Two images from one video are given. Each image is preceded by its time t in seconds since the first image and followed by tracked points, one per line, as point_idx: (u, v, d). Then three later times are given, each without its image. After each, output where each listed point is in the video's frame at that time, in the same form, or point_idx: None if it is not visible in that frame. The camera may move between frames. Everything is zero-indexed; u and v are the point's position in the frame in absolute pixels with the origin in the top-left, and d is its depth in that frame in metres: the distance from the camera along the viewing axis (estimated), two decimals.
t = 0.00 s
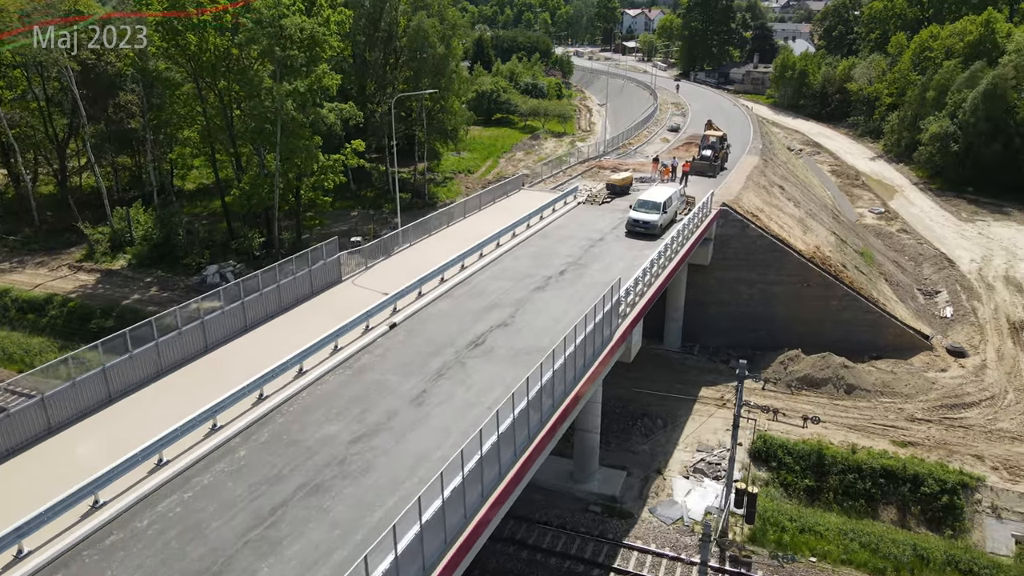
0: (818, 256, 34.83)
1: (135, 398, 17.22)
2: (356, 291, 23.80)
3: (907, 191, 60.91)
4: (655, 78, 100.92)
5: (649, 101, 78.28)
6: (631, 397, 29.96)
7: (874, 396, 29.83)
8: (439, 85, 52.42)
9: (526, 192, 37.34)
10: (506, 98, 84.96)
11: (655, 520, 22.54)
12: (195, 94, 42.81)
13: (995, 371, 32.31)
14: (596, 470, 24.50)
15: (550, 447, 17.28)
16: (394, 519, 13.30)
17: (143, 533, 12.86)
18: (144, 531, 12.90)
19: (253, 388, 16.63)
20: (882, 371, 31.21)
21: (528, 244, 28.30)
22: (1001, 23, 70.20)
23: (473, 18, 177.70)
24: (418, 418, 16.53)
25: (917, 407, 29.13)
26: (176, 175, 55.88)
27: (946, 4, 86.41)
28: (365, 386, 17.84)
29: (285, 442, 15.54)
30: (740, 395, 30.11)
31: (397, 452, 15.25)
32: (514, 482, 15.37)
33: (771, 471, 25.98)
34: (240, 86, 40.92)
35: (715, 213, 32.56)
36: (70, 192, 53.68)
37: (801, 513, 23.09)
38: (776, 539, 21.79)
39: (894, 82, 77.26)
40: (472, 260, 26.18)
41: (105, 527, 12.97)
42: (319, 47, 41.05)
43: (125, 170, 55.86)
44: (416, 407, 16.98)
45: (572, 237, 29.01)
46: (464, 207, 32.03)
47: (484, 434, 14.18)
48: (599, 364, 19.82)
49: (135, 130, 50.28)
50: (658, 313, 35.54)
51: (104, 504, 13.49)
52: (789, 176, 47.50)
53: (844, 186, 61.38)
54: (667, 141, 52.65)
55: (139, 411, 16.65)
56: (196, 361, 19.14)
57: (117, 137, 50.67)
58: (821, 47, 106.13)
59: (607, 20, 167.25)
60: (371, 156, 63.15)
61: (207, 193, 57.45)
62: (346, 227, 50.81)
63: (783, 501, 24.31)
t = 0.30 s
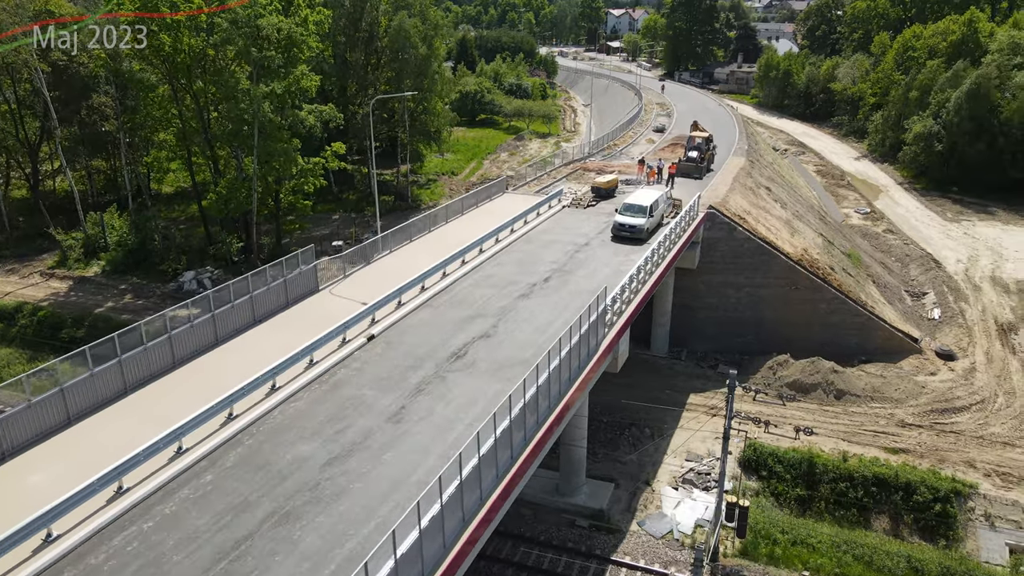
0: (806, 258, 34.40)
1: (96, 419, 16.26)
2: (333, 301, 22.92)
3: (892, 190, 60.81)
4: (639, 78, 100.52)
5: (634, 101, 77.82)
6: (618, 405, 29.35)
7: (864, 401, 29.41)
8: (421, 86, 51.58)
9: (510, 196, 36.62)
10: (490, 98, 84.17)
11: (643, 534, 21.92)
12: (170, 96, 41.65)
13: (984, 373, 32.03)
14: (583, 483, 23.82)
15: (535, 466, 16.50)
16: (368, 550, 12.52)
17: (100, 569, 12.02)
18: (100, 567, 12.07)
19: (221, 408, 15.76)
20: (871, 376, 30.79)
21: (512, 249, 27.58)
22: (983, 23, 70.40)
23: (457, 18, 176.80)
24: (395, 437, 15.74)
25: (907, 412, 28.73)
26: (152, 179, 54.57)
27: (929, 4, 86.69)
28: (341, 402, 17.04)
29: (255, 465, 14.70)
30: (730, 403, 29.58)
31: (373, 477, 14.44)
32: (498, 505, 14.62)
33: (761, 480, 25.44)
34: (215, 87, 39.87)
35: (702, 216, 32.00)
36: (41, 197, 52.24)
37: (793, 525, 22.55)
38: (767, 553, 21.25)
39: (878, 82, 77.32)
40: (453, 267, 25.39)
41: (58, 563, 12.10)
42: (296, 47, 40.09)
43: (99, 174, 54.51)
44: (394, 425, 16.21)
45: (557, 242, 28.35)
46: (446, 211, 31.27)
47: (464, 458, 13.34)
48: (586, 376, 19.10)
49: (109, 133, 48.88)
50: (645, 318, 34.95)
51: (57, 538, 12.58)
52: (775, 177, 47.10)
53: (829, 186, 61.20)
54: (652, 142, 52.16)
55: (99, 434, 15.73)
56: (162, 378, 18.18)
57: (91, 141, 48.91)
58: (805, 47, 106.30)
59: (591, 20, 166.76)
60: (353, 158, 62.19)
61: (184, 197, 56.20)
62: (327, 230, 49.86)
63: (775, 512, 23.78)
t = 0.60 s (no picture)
0: (797, 262, 33.90)
1: (58, 442, 15.35)
2: (312, 312, 22.09)
3: (880, 191, 60.63)
4: (626, 78, 100.05)
5: (621, 101, 77.31)
6: (607, 414, 28.73)
7: (856, 407, 28.93)
8: (405, 87, 50.72)
9: (496, 199, 35.91)
10: (476, 99, 83.40)
11: (634, 550, 21.26)
12: (147, 99, 40.54)
13: (977, 377, 31.64)
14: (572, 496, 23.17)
15: (521, 487, 15.67)
16: None
17: None
18: None
19: (190, 429, 14.87)
20: (864, 381, 30.30)
21: (498, 256, 26.88)
22: (968, 23, 70.45)
23: (443, 18, 175.90)
24: (375, 458, 15.00)
25: (901, 419, 28.28)
26: (130, 183, 53.37)
27: (914, 4, 86.85)
28: (318, 421, 16.26)
29: (225, 491, 13.88)
30: (721, 410, 29.01)
31: (350, 502, 13.67)
32: (483, 531, 13.87)
33: (754, 491, 24.85)
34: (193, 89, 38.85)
35: (691, 220, 31.43)
36: (15, 202, 50.93)
37: (787, 537, 21.97)
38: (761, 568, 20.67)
39: (864, 82, 77.34)
40: (437, 275, 24.64)
41: None
42: (276, 48, 39.20)
43: (76, 177, 53.23)
44: (373, 445, 15.42)
45: (544, 248, 27.64)
46: (430, 217, 30.51)
47: (444, 484, 12.51)
48: (575, 389, 18.42)
49: (84, 136, 47.58)
50: (634, 323, 34.35)
51: None
52: (763, 178, 46.61)
53: (817, 186, 60.92)
54: (639, 143, 51.65)
55: (60, 459, 14.80)
56: (130, 397, 17.26)
57: (66, 143, 48.08)
58: (791, 47, 106.31)
59: (578, 20, 166.19)
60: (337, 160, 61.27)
61: (163, 200, 55.03)
62: (310, 235, 48.94)
63: (769, 524, 23.21)
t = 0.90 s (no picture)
0: (787, 265, 33.39)
1: (12, 469, 14.41)
2: (289, 324, 21.21)
3: (867, 191, 60.43)
4: (611, 78, 99.55)
5: (608, 102, 76.77)
6: (595, 424, 28.07)
7: (848, 414, 28.43)
8: (388, 88, 49.85)
9: (480, 203, 35.18)
10: (461, 99, 82.55)
11: (624, 567, 20.60)
12: (123, 101, 39.40)
13: (968, 382, 31.25)
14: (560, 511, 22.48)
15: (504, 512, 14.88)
16: None
17: None
18: None
19: (155, 455, 14.01)
20: (856, 387, 29.80)
21: (482, 263, 26.13)
22: (953, 23, 70.45)
23: (428, 18, 174.78)
24: (351, 482, 14.21)
25: (893, 425, 27.81)
26: (107, 187, 52.08)
27: (898, 4, 86.91)
28: (292, 442, 15.45)
29: (191, 522, 13.06)
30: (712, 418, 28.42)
31: (324, 532, 12.88)
32: (466, 561, 13.11)
33: (746, 502, 24.25)
34: (169, 91, 37.79)
35: (680, 224, 30.84)
36: None
37: (781, 551, 21.37)
38: None
39: (850, 82, 77.22)
40: (419, 283, 23.85)
41: None
42: (254, 49, 38.29)
43: (50, 182, 51.90)
44: (349, 468, 14.62)
45: (530, 254, 26.93)
46: (412, 223, 29.72)
47: (422, 516, 11.72)
48: (562, 405, 17.68)
49: (58, 138, 46.09)
50: (623, 328, 33.71)
51: None
52: (751, 180, 46.16)
53: (805, 187, 60.61)
54: (626, 145, 51.07)
55: (12, 488, 13.90)
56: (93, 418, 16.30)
57: (39, 147, 46.78)
58: (776, 47, 106.26)
59: (563, 20, 165.51)
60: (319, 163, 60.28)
61: (141, 204, 53.79)
62: (292, 239, 47.96)
63: (762, 538, 22.61)
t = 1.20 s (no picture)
0: (776, 270, 32.89)
1: None
2: (264, 338, 20.35)
3: (854, 192, 60.26)
4: (597, 78, 99.04)
5: (594, 103, 76.18)
6: (583, 434, 27.41)
7: (840, 421, 27.94)
8: (371, 89, 48.96)
9: (464, 209, 34.41)
10: (446, 100, 81.68)
11: None
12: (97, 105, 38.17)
13: (960, 387, 30.86)
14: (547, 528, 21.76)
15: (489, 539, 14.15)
16: None
17: None
18: None
19: (115, 484, 13.15)
20: (847, 394, 29.30)
21: (466, 271, 25.39)
22: (937, 22, 70.68)
23: (412, 17, 173.64)
24: (326, 511, 13.43)
25: (886, 433, 27.33)
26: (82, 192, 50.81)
27: (883, 4, 87.02)
28: (264, 467, 14.62)
29: (153, 558, 12.22)
30: (702, 427, 27.84)
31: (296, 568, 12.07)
32: None
33: (738, 515, 23.64)
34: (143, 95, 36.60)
35: (668, 228, 30.23)
36: None
37: (774, 568, 20.82)
38: None
39: (836, 82, 77.12)
40: (400, 294, 23.07)
41: None
42: (230, 51, 37.39)
43: (23, 187, 50.54)
44: (324, 496, 13.82)
45: (515, 261, 26.22)
46: (393, 230, 28.93)
47: (400, 554, 10.98)
48: (550, 422, 16.96)
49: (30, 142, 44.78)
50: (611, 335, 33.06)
51: None
52: (739, 182, 45.71)
53: (792, 188, 60.33)
54: (613, 146, 50.48)
55: None
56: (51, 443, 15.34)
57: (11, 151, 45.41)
58: (761, 47, 106.22)
59: (549, 20, 164.85)
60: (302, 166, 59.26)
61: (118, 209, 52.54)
62: (273, 244, 46.99)
63: (754, 552, 22.01)
